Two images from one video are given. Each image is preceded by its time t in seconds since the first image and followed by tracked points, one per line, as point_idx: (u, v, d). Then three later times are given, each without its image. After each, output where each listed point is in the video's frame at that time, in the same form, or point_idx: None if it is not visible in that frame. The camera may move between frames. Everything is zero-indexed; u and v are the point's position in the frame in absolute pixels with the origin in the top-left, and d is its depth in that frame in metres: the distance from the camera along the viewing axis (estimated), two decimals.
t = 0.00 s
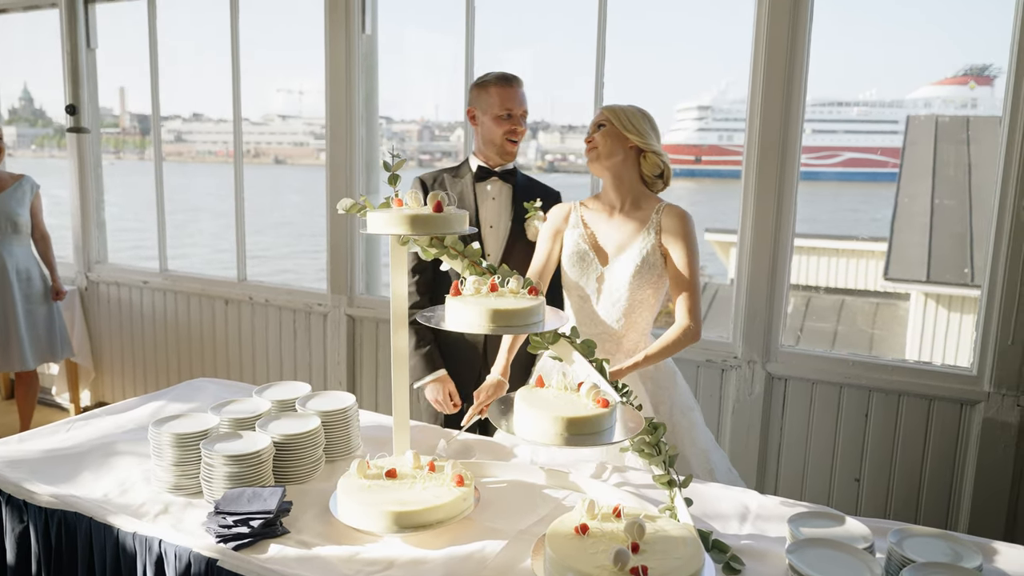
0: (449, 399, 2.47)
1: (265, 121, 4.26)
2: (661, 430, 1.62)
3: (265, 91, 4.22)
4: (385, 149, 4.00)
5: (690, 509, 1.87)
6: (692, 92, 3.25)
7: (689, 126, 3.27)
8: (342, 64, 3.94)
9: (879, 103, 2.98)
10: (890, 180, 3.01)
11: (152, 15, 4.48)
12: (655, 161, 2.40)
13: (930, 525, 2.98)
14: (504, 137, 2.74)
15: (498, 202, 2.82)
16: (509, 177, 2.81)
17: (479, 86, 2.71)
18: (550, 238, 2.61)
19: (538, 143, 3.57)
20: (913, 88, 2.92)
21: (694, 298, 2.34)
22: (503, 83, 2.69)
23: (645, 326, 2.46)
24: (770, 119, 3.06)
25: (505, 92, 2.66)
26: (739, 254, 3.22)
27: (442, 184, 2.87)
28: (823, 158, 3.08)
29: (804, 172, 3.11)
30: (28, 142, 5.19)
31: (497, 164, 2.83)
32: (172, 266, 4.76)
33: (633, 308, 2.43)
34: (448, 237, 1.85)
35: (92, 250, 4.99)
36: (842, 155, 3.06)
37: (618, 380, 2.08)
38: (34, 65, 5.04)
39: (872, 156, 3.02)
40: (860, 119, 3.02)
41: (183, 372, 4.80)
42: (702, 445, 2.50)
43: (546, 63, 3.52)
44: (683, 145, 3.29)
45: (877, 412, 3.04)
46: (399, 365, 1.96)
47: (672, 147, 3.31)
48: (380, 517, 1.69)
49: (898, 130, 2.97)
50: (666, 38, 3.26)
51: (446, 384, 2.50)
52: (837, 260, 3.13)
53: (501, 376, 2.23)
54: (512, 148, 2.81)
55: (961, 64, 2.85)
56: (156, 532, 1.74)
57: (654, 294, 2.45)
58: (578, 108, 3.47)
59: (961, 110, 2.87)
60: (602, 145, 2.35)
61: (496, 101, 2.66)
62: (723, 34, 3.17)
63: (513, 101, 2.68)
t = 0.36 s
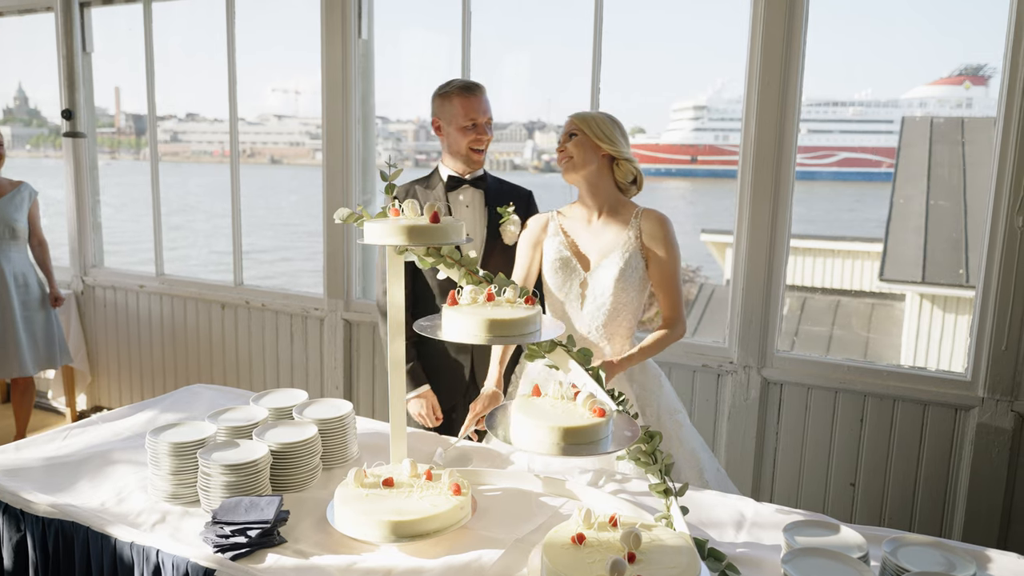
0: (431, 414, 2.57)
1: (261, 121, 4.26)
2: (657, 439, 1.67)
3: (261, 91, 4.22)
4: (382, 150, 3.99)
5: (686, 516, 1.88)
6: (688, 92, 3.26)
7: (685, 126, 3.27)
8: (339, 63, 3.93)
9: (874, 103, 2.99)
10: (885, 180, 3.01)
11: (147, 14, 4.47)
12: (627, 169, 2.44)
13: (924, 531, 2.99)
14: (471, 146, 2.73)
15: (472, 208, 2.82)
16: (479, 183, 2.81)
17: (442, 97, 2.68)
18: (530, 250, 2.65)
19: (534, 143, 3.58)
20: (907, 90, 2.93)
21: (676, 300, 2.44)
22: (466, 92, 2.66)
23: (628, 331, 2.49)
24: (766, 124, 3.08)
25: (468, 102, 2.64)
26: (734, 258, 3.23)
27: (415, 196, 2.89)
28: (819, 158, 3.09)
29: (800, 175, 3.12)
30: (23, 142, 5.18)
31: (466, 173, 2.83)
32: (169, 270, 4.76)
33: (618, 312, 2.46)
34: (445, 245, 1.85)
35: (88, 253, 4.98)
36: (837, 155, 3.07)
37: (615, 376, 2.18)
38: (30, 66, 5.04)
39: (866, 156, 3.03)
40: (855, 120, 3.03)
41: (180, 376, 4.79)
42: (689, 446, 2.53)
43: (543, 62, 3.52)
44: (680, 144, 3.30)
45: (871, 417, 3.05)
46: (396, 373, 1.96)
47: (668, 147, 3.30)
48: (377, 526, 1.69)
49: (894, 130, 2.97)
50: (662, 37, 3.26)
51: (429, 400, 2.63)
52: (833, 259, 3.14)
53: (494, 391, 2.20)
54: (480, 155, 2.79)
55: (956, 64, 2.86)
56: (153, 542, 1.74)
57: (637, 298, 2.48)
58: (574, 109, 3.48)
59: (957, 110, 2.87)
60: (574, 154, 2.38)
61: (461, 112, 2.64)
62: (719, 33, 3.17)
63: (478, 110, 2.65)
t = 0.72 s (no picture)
0: (419, 420, 2.60)
1: (261, 121, 4.26)
2: (654, 441, 1.66)
3: (261, 91, 4.22)
4: (381, 150, 4.00)
5: (684, 518, 1.88)
6: (687, 92, 3.26)
7: (685, 125, 3.27)
8: (340, 63, 3.94)
9: (874, 102, 2.98)
10: (885, 180, 3.01)
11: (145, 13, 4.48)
12: (605, 172, 2.44)
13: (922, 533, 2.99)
14: (453, 150, 2.72)
15: (458, 211, 2.81)
16: (463, 185, 2.81)
17: (422, 101, 2.67)
18: (512, 258, 2.66)
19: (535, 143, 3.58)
20: (908, 89, 2.92)
21: (656, 299, 2.43)
22: (445, 96, 2.64)
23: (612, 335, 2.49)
24: (764, 124, 3.08)
25: (448, 107, 2.62)
26: (733, 259, 3.23)
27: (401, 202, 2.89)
28: (820, 158, 3.08)
29: (799, 175, 3.12)
30: (23, 142, 5.19)
31: (450, 174, 2.84)
32: (168, 271, 4.76)
33: (599, 315, 2.46)
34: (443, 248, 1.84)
35: (88, 254, 4.99)
36: (837, 155, 3.06)
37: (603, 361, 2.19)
38: (30, 66, 5.04)
39: (865, 155, 3.03)
40: (855, 119, 3.02)
41: (179, 377, 4.80)
42: (677, 446, 2.51)
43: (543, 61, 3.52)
44: (680, 144, 3.30)
45: (870, 418, 3.06)
46: (393, 375, 1.96)
47: (669, 147, 3.31)
48: (375, 528, 1.69)
49: (893, 130, 2.96)
50: (661, 36, 3.26)
51: (418, 405, 2.63)
52: (832, 260, 3.14)
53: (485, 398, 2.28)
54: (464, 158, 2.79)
55: (957, 64, 2.85)
56: (151, 544, 1.75)
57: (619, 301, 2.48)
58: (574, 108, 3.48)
59: (957, 110, 2.87)
60: (554, 165, 2.36)
61: (441, 116, 2.63)
62: (719, 32, 3.17)
63: (458, 114, 2.64)
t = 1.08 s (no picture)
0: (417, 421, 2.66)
1: (262, 120, 4.27)
2: (654, 443, 1.66)
3: (261, 91, 4.23)
4: (382, 150, 4.01)
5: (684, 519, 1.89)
6: (687, 92, 3.26)
7: (685, 125, 3.28)
8: (340, 63, 3.95)
9: (874, 102, 2.98)
10: (885, 180, 3.01)
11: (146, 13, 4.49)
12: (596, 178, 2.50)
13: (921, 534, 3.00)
14: (454, 152, 2.74)
15: (461, 214, 2.82)
16: (466, 189, 2.82)
17: (424, 104, 2.73)
18: (504, 267, 2.66)
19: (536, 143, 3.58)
20: (908, 89, 2.92)
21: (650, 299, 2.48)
22: (445, 98, 2.68)
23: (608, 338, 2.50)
24: (764, 126, 3.10)
25: (447, 108, 2.67)
26: (733, 260, 3.24)
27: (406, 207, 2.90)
28: (820, 158, 3.09)
29: (797, 176, 3.13)
30: (24, 142, 5.21)
31: (455, 178, 2.84)
32: (170, 272, 4.78)
33: (596, 317, 2.46)
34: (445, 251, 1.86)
35: (89, 255, 5.01)
36: (838, 155, 3.07)
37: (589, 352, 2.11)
38: (30, 66, 5.06)
39: (865, 155, 3.03)
40: (855, 119, 3.03)
41: (180, 378, 4.82)
42: (676, 450, 2.50)
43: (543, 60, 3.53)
44: (681, 144, 3.30)
45: (869, 420, 3.07)
46: (395, 376, 1.98)
47: (668, 146, 3.31)
48: (377, 530, 1.70)
49: (893, 130, 2.97)
50: (660, 36, 3.26)
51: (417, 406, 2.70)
52: (832, 260, 3.14)
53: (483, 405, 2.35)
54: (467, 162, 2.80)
55: (957, 64, 2.85)
56: (155, 545, 1.76)
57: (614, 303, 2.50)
58: (574, 108, 3.49)
59: (956, 110, 2.88)
60: (556, 188, 2.38)
61: (441, 117, 2.67)
62: (718, 32, 3.18)
63: (457, 116, 2.67)
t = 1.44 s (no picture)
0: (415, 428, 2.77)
1: (262, 120, 4.27)
2: (649, 445, 1.66)
3: (261, 90, 4.24)
4: (382, 149, 4.01)
5: (678, 521, 1.90)
6: (687, 92, 3.26)
7: (685, 125, 3.28)
8: (339, 64, 3.96)
9: (874, 102, 2.99)
10: (885, 179, 3.03)
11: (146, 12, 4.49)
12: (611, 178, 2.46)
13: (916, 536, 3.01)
14: (467, 154, 2.74)
15: (474, 219, 2.87)
16: (481, 193, 2.83)
17: (436, 106, 2.75)
18: (512, 269, 2.66)
19: (535, 143, 3.58)
20: (908, 89, 2.93)
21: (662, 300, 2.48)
22: (457, 100, 2.70)
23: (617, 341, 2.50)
24: (760, 127, 3.10)
25: (458, 109, 2.68)
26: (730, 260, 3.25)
27: (420, 209, 2.91)
28: (820, 158, 3.09)
29: (793, 176, 3.13)
30: (23, 142, 5.21)
31: (468, 181, 2.85)
32: (168, 272, 4.79)
33: (608, 319, 2.47)
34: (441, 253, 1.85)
35: (87, 255, 5.01)
36: (838, 155, 3.08)
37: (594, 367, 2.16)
38: (29, 65, 5.06)
39: (866, 155, 3.04)
40: (856, 119, 3.03)
41: (178, 379, 4.82)
42: (685, 454, 2.51)
43: (543, 58, 3.54)
44: (681, 144, 3.30)
45: (864, 421, 3.07)
46: (391, 378, 1.98)
47: (669, 147, 3.31)
48: (371, 531, 1.71)
49: (893, 130, 2.98)
50: (659, 35, 3.27)
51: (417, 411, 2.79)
52: (831, 261, 3.16)
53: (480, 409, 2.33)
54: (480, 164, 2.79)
55: (957, 64, 2.86)
56: (151, 546, 1.77)
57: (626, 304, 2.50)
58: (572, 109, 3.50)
59: (957, 109, 2.87)
60: (574, 187, 2.34)
61: (452, 118, 2.68)
62: (716, 32, 3.19)
63: (468, 117, 2.68)
